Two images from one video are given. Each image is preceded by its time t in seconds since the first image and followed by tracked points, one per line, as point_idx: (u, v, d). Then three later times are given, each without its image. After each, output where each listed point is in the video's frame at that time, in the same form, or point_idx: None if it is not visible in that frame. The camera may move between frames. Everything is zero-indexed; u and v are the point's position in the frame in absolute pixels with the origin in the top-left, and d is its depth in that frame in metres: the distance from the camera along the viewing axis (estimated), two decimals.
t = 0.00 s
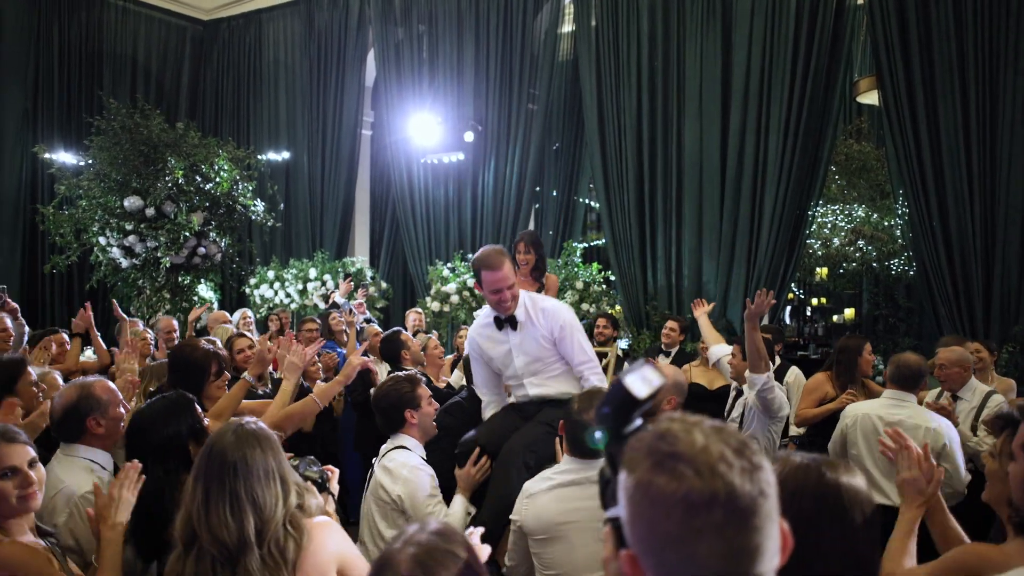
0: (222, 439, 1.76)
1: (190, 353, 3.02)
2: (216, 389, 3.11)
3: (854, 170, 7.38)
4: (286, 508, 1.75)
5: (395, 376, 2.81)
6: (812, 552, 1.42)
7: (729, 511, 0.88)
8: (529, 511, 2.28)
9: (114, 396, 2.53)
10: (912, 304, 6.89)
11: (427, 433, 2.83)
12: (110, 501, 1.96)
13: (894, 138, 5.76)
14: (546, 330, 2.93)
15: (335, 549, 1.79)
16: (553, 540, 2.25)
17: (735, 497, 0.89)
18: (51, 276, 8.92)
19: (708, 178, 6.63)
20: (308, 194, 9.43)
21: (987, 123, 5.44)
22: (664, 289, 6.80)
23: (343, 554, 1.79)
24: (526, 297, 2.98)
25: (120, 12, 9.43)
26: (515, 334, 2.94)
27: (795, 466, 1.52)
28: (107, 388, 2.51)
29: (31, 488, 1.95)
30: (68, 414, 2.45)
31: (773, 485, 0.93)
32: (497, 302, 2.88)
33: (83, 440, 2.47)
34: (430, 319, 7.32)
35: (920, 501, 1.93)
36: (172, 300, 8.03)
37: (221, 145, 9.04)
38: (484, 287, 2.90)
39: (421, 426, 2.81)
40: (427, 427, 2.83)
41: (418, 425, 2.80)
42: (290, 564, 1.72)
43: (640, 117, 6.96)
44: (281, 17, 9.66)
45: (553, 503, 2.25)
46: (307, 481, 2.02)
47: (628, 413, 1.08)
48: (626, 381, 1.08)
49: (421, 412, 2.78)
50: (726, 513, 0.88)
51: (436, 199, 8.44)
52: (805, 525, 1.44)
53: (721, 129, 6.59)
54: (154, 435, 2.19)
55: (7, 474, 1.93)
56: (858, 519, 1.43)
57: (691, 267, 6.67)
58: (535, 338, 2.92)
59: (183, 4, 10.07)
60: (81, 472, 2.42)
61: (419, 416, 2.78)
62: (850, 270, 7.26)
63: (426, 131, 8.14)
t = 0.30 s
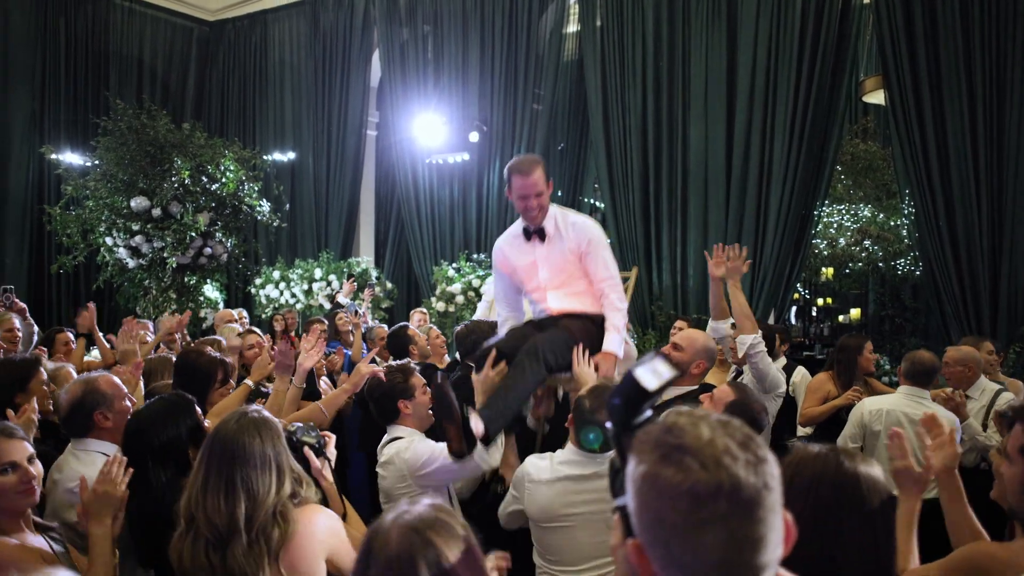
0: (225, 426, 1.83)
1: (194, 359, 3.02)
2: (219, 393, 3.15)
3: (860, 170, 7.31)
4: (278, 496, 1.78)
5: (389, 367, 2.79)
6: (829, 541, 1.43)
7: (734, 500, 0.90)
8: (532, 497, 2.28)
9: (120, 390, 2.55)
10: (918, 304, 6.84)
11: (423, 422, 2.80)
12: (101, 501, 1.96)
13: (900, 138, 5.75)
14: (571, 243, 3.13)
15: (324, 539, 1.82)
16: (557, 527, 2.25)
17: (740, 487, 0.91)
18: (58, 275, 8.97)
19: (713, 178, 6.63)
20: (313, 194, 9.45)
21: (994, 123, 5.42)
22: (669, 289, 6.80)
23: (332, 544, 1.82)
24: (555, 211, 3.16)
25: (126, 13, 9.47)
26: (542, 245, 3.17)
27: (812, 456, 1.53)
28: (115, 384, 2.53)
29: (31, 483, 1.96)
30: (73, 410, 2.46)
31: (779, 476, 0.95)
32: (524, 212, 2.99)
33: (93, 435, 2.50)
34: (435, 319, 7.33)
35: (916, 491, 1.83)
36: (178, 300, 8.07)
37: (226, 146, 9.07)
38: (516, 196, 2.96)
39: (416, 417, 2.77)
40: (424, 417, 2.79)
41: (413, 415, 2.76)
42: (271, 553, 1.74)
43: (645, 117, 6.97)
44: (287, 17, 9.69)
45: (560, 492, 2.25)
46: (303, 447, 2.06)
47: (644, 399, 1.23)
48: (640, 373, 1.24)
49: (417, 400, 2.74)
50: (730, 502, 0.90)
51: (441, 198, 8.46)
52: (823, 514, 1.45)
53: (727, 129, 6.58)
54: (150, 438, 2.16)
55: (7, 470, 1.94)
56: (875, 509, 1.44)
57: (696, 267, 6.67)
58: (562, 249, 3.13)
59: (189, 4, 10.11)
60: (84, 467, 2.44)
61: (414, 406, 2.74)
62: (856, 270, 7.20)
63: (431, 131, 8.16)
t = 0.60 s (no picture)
0: (222, 419, 1.89)
1: (192, 357, 3.04)
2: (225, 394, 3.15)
3: (866, 170, 7.30)
4: (265, 492, 1.81)
5: (391, 351, 2.80)
6: (811, 553, 1.46)
7: (712, 491, 0.94)
8: (550, 490, 2.27)
9: (122, 389, 2.55)
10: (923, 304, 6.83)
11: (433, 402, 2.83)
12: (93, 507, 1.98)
13: (905, 138, 5.74)
14: (609, 182, 3.08)
15: (310, 538, 1.84)
16: (573, 520, 2.26)
17: (718, 479, 0.95)
18: (65, 276, 9.01)
19: (717, 178, 6.62)
20: (318, 194, 9.48)
21: (1000, 123, 5.40)
22: (674, 290, 6.79)
23: (315, 544, 1.85)
24: (599, 148, 3.11)
25: (132, 14, 9.51)
26: (580, 178, 3.12)
27: (794, 469, 1.55)
28: (119, 384, 2.54)
29: (37, 484, 1.98)
30: (79, 409, 2.48)
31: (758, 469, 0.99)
32: (570, 139, 2.98)
33: (101, 435, 2.52)
34: (440, 320, 7.35)
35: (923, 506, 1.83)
36: (184, 300, 8.08)
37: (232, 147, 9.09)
38: (563, 121, 2.94)
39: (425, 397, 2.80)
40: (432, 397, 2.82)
41: (421, 395, 2.79)
42: (254, 549, 1.77)
43: (650, 118, 6.97)
44: (292, 19, 9.72)
45: (585, 486, 2.24)
46: (293, 436, 2.12)
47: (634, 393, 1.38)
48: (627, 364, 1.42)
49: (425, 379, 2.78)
50: (709, 493, 0.94)
51: (446, 199, 8.46)
52: (804, 527, 1.47)
53: (731, 129, 6.58)
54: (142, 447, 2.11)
55: (13, 470, 1.96)
56: (854, 519, 1.45)
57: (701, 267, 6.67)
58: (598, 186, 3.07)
59: (195, 6, 10.16)
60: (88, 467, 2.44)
61: (422, 386, 2.78)
62: (861, 270, 7.19)
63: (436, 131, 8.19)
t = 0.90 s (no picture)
0: (218, 416, 1.90)
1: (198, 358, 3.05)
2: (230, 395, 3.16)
3: (868, 171, 7.25)
4: (254, 488, 1.84)
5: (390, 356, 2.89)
6: (824, 546, 1.49)
7: (680, 480, 1.04)
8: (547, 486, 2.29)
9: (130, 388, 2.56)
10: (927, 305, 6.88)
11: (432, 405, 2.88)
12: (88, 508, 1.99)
13: (908, 139, 5.73)
14: (629, 240, 3.08)
15: (299, 539, 1.86)
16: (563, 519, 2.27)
17: (688, 470, 1.04)
18: (69, 277, 9.04)
19: (720, 179, 6.62)
20: (321, 194, 9.50)
21: (1003, 123, 5.40)
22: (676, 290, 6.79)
23: (303, 543, 1.87)
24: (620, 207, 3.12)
25: (136, 15, 9.54)
26: (601, 236, 3.12)
27: (808, 460, 1.57)
28: (127, 383, 2.55)
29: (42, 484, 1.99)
30: (88, 408, 2.50)
31: (726, 462, 1.08)
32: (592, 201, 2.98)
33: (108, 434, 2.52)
34: (443, 320, 7.35)
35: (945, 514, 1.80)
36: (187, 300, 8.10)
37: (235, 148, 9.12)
38: (583, 180, 2.94)
39: (424, 399, 2.87)
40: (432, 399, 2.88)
41: (419, 398, 2.85)
42: (242, 547, 1.79)
43: (652, 119, 6.96)
44: (295, 19, 9.74)
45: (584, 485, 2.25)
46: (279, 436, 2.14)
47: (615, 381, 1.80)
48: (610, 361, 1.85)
49: (421, 380, 2.83)
50: (678, 483, 1.03)
51: (449, 199, 8.48)
52: (817, 520, 1.51)
53: (734, 129, 6.58)
54: (142, 452, 2.12)
55: (18, 469, 1.96)
56: (868, 509, 1.50)
57: (703, 267, 6.67)
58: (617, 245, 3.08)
59: (198, 7, 10.19)
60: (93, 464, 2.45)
61: (420, 389, 2.83)
62: (864, 270, 7.18)
63: (439, 132, 8.22)
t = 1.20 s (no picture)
0: (209, 413, 1.92)
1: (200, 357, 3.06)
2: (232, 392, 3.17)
3: (870, 170, 7.25)
4: (241, 485, 1.85)
5: (414, 362, 2.86)
6: (829, 537, 1.50)
7: (656, 476, 1.07)
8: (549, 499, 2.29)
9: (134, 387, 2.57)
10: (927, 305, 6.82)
11: (451, 417, 2.86)
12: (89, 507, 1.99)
13: (910, 139, 5.72)
14: (637, 325, 3.07)
15: (289, 537, 1.86)
16: (552, 534, 2.26)
17: (662, 465, 1.08)
18: (71, 277, 9.06)
19: (721, 179, 6.62)
20: (323, 194, 9.51)
21: (1005, 122, 5.39)
22: (677, 290, 6.79)
23: (293, 541, 1.86)
24: (628, 289, 3.12)
25: (139, 15, 9.57)
26: (609, 318, 3.09)
27: (810, 451, 1.58)
28: (130, 382, 2.56)
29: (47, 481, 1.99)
30: (91, 406, 2.51)
31: (702, 459, 1.11)
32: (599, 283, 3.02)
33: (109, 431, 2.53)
34: (444, 319, 7.36)
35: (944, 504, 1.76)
36: (189, 300, 8.11)
37: (237, 148, 9.14)
38: (586, 264, 3.03)
39: (444, 411, 2.85)
40: (451, 412, 2.86)
41: (441, 409, 2.84)
42: (231, 543, 1.81)
43: (654, 118, 6.96)
44: (297, 19, 9.76)
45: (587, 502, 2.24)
46: (270, 433, 2.15)
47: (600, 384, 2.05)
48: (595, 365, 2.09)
49: (445, 392, 2.83)
50: (653, 478, 1.07)
51: (451, 199, 8.48)
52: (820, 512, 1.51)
53: (735, 129, 6.57)
54: (138, 449, 2.13)
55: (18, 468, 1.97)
56: (871, 500, 1.50)
57: (704, 267, 6.66)
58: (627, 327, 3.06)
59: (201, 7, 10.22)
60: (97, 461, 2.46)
61: (443, 397, 2.83)
62: (865, 270, 7.17)
63: (440, 132, 8.18)
